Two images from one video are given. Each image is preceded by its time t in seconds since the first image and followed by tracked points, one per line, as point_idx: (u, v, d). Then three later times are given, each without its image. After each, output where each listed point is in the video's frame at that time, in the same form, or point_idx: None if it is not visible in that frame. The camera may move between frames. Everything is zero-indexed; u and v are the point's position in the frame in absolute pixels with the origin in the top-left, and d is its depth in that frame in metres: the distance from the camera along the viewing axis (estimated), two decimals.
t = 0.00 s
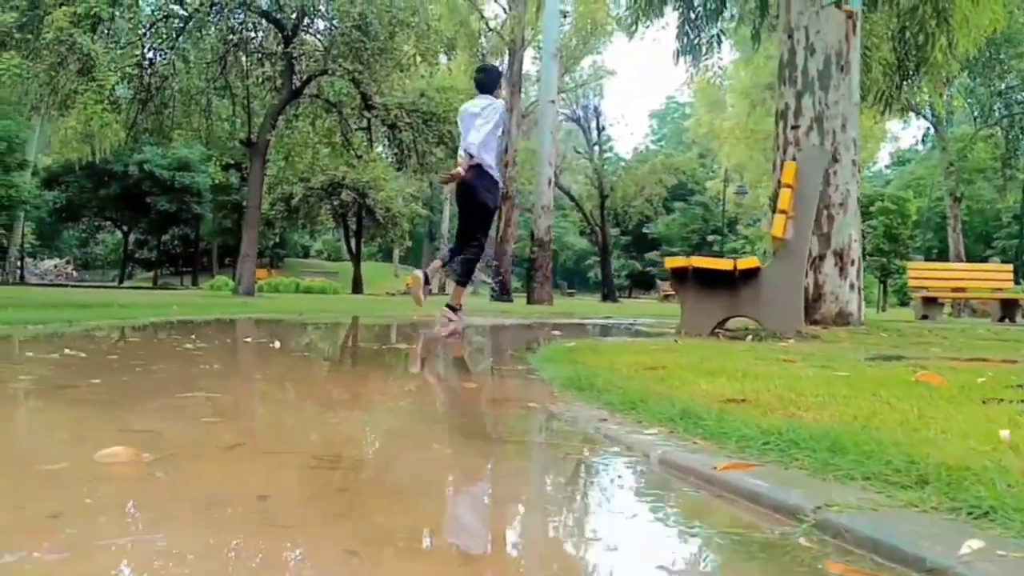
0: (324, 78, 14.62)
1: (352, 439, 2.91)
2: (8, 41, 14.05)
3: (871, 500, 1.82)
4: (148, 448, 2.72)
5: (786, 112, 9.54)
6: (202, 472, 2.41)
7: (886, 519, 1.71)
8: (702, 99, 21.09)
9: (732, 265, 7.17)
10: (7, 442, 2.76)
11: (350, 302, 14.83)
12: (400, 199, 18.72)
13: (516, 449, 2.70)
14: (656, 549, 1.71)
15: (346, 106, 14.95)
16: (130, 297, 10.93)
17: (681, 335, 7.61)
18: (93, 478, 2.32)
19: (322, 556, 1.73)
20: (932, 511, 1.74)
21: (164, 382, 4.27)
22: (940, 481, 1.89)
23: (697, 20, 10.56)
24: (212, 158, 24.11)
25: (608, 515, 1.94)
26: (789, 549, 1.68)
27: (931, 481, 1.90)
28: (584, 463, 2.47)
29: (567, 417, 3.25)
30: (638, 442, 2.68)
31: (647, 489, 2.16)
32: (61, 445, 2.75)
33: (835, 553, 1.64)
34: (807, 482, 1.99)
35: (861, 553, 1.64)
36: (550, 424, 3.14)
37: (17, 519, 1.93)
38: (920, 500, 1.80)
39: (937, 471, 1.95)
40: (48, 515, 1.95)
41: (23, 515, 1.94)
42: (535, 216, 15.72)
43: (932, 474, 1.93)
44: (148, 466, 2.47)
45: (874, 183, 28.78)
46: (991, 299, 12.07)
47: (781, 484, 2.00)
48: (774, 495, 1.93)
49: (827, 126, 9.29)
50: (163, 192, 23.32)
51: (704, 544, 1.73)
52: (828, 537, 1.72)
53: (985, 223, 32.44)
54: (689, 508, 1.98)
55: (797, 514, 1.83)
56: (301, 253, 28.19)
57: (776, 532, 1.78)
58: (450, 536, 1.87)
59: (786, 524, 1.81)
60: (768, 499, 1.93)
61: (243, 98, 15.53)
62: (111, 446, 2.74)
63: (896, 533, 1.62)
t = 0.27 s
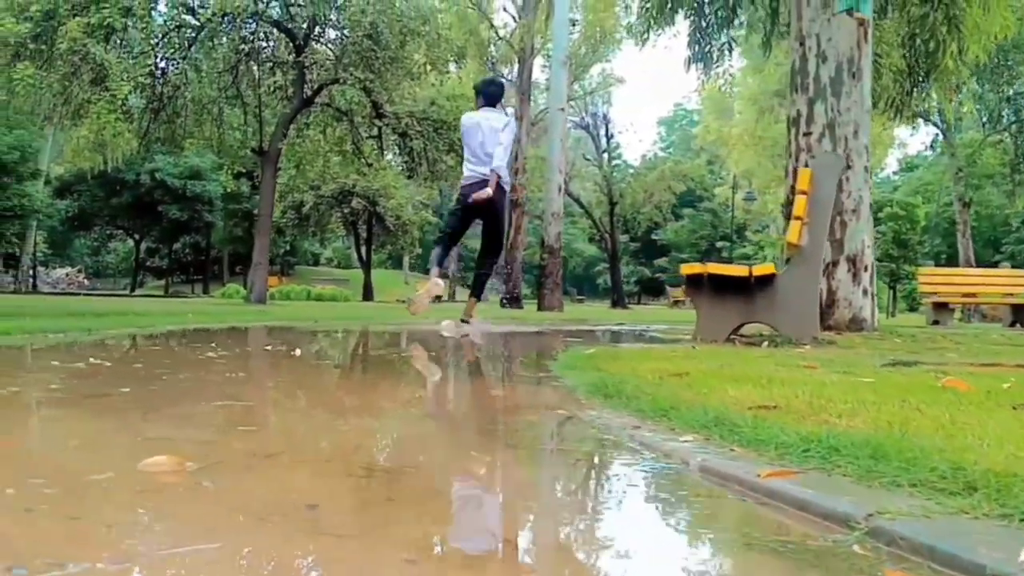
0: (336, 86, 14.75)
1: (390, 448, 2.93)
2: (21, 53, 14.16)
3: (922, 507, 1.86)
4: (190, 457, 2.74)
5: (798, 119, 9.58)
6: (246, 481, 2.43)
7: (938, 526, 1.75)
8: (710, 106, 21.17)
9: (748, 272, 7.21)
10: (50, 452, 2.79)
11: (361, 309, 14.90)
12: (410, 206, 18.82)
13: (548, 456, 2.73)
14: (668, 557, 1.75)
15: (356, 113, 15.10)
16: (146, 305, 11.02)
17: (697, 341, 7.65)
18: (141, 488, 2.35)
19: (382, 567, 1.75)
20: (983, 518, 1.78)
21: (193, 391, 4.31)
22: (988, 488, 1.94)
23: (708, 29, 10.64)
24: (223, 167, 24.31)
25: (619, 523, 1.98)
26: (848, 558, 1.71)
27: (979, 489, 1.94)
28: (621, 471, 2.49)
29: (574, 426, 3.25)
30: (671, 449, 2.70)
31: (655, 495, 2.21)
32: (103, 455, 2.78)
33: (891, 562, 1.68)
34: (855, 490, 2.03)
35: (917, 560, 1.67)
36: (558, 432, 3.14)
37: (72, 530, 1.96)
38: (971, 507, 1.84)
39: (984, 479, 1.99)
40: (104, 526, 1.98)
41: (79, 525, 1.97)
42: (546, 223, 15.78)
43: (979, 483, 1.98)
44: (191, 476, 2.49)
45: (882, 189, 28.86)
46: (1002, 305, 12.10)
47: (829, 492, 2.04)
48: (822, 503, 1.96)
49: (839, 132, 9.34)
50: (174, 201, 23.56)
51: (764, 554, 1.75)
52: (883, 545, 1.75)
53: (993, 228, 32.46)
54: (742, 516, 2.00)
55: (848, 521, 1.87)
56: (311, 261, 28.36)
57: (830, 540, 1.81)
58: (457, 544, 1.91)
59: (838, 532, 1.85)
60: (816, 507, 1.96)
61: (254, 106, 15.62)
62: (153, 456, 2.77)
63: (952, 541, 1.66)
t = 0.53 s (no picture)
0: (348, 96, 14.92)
1: (433, 457, 2.90)
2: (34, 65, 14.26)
3: (975, 518, 1.88)
4: (235, 467, 2.71)
5: (812, 127, 9.61)
6: (295, 490, 2.40)
7: (994, 538, 1.77)
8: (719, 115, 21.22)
9: (765, 279, 7.24)
10: (93, 462, 2.77)
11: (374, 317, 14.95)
12: (421, 214, 18.91)
13: (592, 463, 2.71)
14: (681, 564, 1.77)
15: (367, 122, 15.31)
16: (163, 315, 11.04)
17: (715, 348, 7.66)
18: (191, 498, 2.32)
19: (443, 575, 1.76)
20: None
21: (225, 400, 4.28)
22: None
23: (720, 37, 10.73)
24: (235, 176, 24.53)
25: (633, 532, 1.99)
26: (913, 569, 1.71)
27: None
28: (664, 481, 2.48)
29: (589, 432, 3.29)
30: (709, 457, 2.69)
31: (664, 504, 2.23)
32: (146, 465, 2.76)
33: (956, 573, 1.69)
34: (905, 501, 2.04)
35: (977, 570, 1.69)
36: (571, 438, 3.18)
37: (131, 540, 1.93)
38: None
39: None
40: (161, 535, 1.98)
41: (137, 535, 1.95)
42: (557, 231, 15.82)
43: None
44: (239, 485, 2.46)
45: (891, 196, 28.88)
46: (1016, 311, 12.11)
47: (879, 504, 2.05)
48: (874, 514, 1.98)
49: (853, 140, 9.37)
50: (186, 210, 23.81)
51: (819, 566, 1.76)
52: (939, 556, 1.77)
53: (1003, 234, 32.44)
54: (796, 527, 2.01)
55: (902, 532, 1.89)
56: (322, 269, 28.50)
57: (886, 551, 1.83)
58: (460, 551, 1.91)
59: (894, 543, 1.86)
60: (868, 518, 1.98)
61: (267, 116, 15.79)
62: (197, 466, 2.74)
63: (1011, 554, 1.68)
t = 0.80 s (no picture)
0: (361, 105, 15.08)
1: (475, 467, 2.90)
2: (50, 76, 14.31)
3: None
4: (279, 479, 2.71)
5: (827, 134, 9.63)
6: (343, 503, 2.40)
7: None
8: (730, 122, 21.28)
9: (784, 286, 7.25)
10: (138, 474, 2.78)
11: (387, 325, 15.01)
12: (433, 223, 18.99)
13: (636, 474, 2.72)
14: (689, 569, 1.84)
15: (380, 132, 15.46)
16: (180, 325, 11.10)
17: (734, 356, 7.66)
18: (241, 510, 2.32)
19: None
20: None
21: (255, 409, 4.29)
22: None
23: (734, 45, 10.77)
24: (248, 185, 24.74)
25: (645, 542, 2.02)
26: None
27: None
28: (712, 491, 2.49)
29: (604, 440, 3.36)
30: (750, 467, 2.70)
31: (682, 513, 2.26)
32: (190, 475, 2.76)
33: None
34: (958, 512, 2.06)
35: None
36: (585, 446, 3.22)
37: (191, 555, 1.93)
38: None
39: None
40: (223, 549, 1.99)
41: (200, 550, 1.96)
42: (569, 239, 15.87)
43: None
44: (286, 497, 2.46)
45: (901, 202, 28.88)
46: None
47: (931, 514, 2.07)
48: (930, 524, 2.00)
49: (868, 147, 9.38)
50: (198, 220, 24.04)
51: None
52: (1000, 566, 1.79)
53: (1014, 240, 32.38)
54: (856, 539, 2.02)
55: (960, 542, 1.91)
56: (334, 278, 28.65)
57: (947, 562, 1.84)
58: (476, 558, 1.94)
59: (952, 553, 1.89)
60: (924, 529, 2.01)
61: (280, 126, 16.05)
62: (242, 477, 2.74)
63: None
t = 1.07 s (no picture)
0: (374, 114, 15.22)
1: (520, 475, 2.90)
2: (65, 87, 14.35)
3: None
4: (327, 489, 2.72)
5: (842, 142, 9.63)
6: (395, 514, 2.40)
7: None
8: (740, 130, 21.37)
9: (805, 294, 7.25)
10: (185, 483, 2.79)
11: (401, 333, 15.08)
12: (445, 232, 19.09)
13: (686, 483, 2.72)
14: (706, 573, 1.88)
15: (392, 141, 15.61)
16: (198, 334, 11.16)
17: (755, 364, 7.65)
18: (296, 520, 2.32)
19: None
20: None
21: (288, 418, 4.30)
22: None
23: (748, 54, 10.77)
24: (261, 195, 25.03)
25: (658, 549, 2.05)
26: None
27: None
28: (761, 499, 2.49)
29: (617, 449, 3.37)
30: (798, 476, 2.70)
31: (696, 520, 2.28)
32: (237, 485, 2.77)
33: None
34: (1014, 522, 2.08)
35: None
36: (598, 453, 3.25)
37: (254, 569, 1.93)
38: None
39: None
40: (286, 561, 1.99)
41: (264, 563, 1.95)
42: (582, 246, 15.93)
43: None
44: (338, 508, 2.46)
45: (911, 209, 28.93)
46: None
47: (985, 524, 2.09)
48: (990, 534, 2.02)
49: (883, 154, 9.38)
50: (212, 229, 24.34)
51: None
52: None
53: None
54: (908, 550, 2.02)
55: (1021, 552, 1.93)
56: (346, 286, 28.91)
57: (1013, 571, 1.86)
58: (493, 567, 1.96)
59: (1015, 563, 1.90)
60: (983, 538, 2.03)
61: (293, 136, 16.15)
62: (290, 488, 2.74)
63: None
